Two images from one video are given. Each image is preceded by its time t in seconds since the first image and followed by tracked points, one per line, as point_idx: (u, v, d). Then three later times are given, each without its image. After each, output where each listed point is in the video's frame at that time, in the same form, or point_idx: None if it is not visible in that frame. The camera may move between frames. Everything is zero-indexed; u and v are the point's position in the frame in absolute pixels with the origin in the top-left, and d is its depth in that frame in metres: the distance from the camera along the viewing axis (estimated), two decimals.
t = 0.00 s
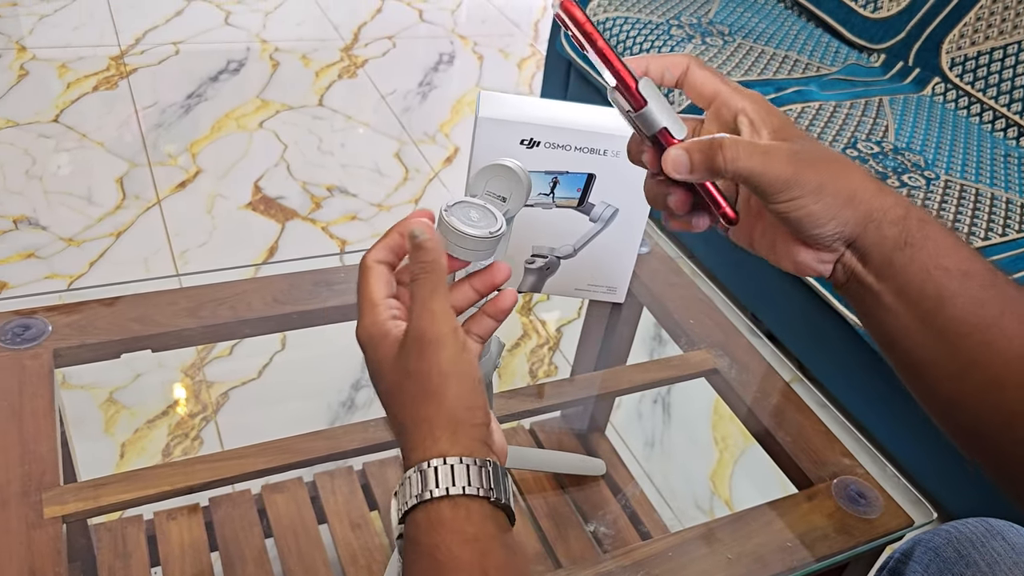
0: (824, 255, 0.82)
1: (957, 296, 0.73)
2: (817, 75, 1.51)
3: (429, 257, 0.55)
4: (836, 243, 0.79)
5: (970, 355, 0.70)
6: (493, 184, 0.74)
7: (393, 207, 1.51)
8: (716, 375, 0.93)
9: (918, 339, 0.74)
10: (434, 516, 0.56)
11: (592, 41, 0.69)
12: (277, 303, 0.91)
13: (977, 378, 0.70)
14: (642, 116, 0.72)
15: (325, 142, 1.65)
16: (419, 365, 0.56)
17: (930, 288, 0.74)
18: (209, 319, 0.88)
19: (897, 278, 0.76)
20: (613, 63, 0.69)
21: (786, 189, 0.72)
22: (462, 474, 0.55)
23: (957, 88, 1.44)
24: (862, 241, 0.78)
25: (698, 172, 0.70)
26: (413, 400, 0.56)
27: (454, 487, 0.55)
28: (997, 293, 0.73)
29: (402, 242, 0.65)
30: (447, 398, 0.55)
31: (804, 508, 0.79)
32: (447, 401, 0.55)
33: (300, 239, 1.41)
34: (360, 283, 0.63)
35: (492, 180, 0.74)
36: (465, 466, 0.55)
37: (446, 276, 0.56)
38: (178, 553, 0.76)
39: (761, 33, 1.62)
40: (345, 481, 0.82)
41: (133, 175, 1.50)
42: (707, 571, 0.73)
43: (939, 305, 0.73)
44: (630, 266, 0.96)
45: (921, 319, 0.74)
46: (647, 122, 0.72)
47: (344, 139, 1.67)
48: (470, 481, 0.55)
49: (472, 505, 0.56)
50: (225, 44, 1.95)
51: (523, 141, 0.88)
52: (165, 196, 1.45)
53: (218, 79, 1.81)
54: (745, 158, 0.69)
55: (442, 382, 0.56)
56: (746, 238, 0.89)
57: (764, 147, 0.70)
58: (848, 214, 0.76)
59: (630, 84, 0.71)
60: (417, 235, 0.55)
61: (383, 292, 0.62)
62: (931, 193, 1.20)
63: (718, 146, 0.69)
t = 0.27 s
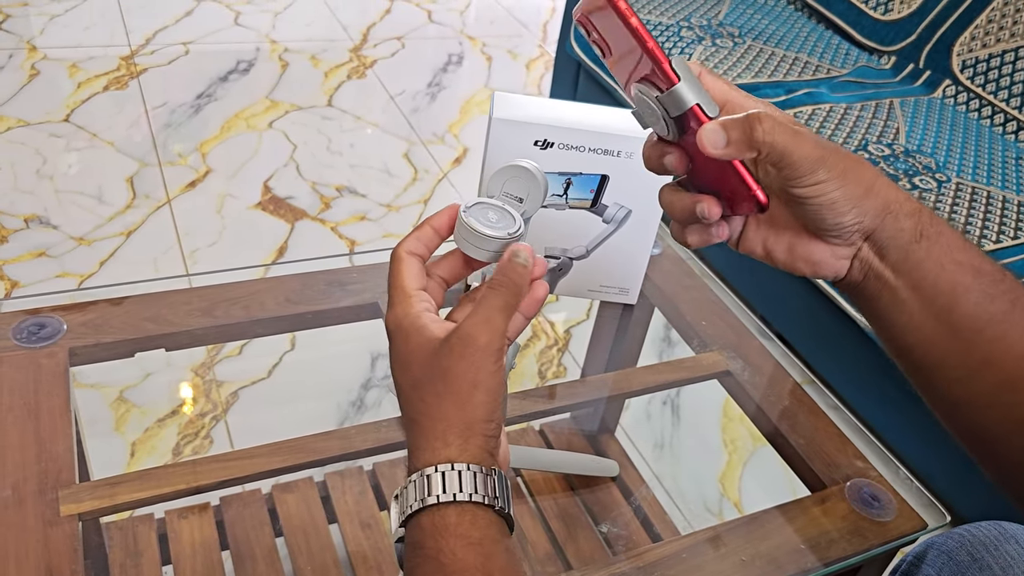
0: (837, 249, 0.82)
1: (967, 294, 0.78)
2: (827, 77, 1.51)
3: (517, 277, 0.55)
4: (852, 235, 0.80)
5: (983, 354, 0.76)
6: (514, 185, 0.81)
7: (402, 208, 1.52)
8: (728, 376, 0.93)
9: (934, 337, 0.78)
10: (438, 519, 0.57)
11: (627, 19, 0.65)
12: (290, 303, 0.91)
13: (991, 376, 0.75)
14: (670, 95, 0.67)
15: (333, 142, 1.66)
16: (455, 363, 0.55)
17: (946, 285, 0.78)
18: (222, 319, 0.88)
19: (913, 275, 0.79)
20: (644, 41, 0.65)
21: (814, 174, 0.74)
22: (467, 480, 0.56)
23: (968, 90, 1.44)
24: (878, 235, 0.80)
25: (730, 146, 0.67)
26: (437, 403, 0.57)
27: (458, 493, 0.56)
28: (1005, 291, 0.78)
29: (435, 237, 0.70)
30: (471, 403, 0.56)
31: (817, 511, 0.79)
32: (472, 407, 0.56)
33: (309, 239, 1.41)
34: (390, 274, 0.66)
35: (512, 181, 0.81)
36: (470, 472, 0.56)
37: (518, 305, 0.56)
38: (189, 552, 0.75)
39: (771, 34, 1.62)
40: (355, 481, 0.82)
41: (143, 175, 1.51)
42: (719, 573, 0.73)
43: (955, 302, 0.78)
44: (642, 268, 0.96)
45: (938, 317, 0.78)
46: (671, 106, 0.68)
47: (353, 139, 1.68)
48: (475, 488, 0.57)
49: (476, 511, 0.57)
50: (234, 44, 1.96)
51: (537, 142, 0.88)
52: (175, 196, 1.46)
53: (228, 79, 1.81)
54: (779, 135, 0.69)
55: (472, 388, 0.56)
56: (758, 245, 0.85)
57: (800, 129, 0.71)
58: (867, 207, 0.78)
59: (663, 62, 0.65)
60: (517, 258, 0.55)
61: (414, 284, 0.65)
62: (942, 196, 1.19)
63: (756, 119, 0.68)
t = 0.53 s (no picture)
0: (854, 225, 0.80)
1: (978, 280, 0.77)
2: (832, 77, 1.51)
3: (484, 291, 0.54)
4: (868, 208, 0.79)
5: (994, 329, 0.75)
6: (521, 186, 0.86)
7: (405, 208, 1.52)
8: (733, 376, 0.93)
9: (945, 313, 0.77)
10: (431, 523, 0.58)
11: None
12: (295, 302, 0.92)
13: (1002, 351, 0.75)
14: (710, 55, 0.62)
15: (337, 141, 1.66)
16: (430, 378, 0.58)
17: (955, 263, 0.78)
18: (227, 317, 0.89)
19: (925, 251, 0.78)
20: None
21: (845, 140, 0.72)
22: (452, 486, 0.57)
23: (973, 91, 1.44)
24: (890, 211, 0.79)
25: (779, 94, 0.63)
26: (421, 419, 0.59)
27: (444, 500, 0.57)
28: (1007, 270, 0.79)
29: (443, 255, 0.73)
30: (446, 414, 0.58)
31: (822, 511, 0.79)
32: (447, 417, 0.58)
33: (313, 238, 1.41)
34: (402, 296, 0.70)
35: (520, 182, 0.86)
36: (456, 479, 0.57)
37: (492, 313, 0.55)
38: (192, 550, 0.75)
39: (775, 35, 1.61)
40: (359, 481, 0.82)
41: (148, 174, 1.51)
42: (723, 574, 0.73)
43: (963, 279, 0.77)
44: (648, 269, 0.96)
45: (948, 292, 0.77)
46: (711, 70, 0.63)
47: (357, 139, 1.68)
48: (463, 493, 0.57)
49: (469, 515, 0.58)
50: (239, 44, 1.96)
51: (542, 142, 0.88)
52: (179, 195, 1.46)
53: (232, 78, 1.82)
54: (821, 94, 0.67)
55: (446, 398, 0.58)
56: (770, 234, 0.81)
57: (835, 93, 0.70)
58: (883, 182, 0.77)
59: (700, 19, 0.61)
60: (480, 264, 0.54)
61: (419, 309, 0.68)
62: (948, 197, 1.19)
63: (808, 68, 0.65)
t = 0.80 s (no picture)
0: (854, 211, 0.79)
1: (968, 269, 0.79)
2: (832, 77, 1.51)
3: (482, 277, 0.59)
4: (866, 196, 0.79)
5: (985, 314, 0.77)
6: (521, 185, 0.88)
7: (405, 207, 1.52)
8: (732, 376, 0.93)
9: (938, 301, 0.79)
10: (436, 515, 0.59)
11: None
12: (295, 301, 0.92)
13: (994, 335, 0.77)
14: (753, 19, 0.61)
15: (338, 141, 1.66)
16: (436, 369, 0.60)
17: (943, 251, 0.80)
18: (227, 316, 0.89)
19: (917, 239, 0.80)
20: None
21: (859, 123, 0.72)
22: (457, 477, 0.58)
23: (973, 91, 1.44)
24: (885, 199, 0.80)
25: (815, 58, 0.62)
26: (427, 408, 0.61)
27: (449, 491, 0.58)
28: (989, 254, 0.81)
29: (453, 240, 0.75)
30: (450, 404, 0.60)
31: (821, 511, 0.79)
32: (452, 407, 0.60)
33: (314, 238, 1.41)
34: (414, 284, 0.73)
35: (520, 181, 0.88)
36: (461, 470, 0.58)
37: (492, 298, 0.60)
38: (193, 549, 0.75)
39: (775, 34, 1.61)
40: (358, 480, 0.81)
41: (148, 173, 1.51)
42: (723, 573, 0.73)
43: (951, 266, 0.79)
44: (648, 267, 0.95)
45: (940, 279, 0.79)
46: (753, 35, 0.62)
47: (357, 139, 1.68)
48: (467, 484, 0.58)
49: (475, 508, 0.59)
50: (239, 43, 1.96)
51: (542, 141, 0.89)
52: (180, 194, 1.46)
53: (233, 78, 1.82)
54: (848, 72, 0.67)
55: (450, 387, 0.59)
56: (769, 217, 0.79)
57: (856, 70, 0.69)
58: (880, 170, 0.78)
59: None
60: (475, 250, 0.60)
61: (429, 299, 0.71)
62: (947, 196, 1.19)
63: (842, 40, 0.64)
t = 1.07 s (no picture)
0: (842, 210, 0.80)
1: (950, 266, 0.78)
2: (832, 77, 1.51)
3: (486, 277, 0.60)
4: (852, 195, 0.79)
5: (970, 312, 0.76)
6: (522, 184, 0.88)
7: (405, 207, 1.52)
8: (733, 376, 0.93)
9: (921, 298, 0.77)
10: (438, 515, 0.59)
11: None
12: (295, 300, 0.92)
13: (978, 331, 0.75)
14: None
15: (338, 140, 1.66)
16: (437, 367, 0.60)
17: (928, 249, 0.79)
18: (227, 315, 0.89)
19: (901, 237, 0.80)
20: None
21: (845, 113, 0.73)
22: (459, 475, 0.58)
23: (973, 91, 1.44)
24: (871, 198, 0.80)
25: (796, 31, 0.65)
26: (428, 404, 0.61)
27: (450, 489, 0.58)
28: (977, 254, 0.80)
29: (455, 239, 0.74)
30: (453, 400, 0.59)
31: (821, 511, 0.79)
32: (453, 405, 0.60)
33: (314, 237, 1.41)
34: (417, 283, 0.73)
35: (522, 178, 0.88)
36: (464, 468, 0.58)
37: (496, 298, 0.61)
38: (192, 548, 0.75)
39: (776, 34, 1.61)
40: (358, 479, 0.81)
41: (148, 172, 1.51)
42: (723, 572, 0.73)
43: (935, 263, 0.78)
44: (648, 267, 0.95)
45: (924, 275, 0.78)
46: (733, 15, 0.64)
47: (357, 138, 1.68)
48: (469, 482, 0.58)
49: (477, 507, 0.59)
50: (239, 42, 1.96)
51: (542, 141, 0.89)
52: (180, 194, 1.46)
53: (233, 77, 1.82)
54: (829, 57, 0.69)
55: (452, 385, 0.59)
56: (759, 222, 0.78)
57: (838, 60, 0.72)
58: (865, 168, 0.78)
59: None
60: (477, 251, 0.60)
61: (430, 299, 0.71)
62: (947, 196, 1.20)
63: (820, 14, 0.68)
